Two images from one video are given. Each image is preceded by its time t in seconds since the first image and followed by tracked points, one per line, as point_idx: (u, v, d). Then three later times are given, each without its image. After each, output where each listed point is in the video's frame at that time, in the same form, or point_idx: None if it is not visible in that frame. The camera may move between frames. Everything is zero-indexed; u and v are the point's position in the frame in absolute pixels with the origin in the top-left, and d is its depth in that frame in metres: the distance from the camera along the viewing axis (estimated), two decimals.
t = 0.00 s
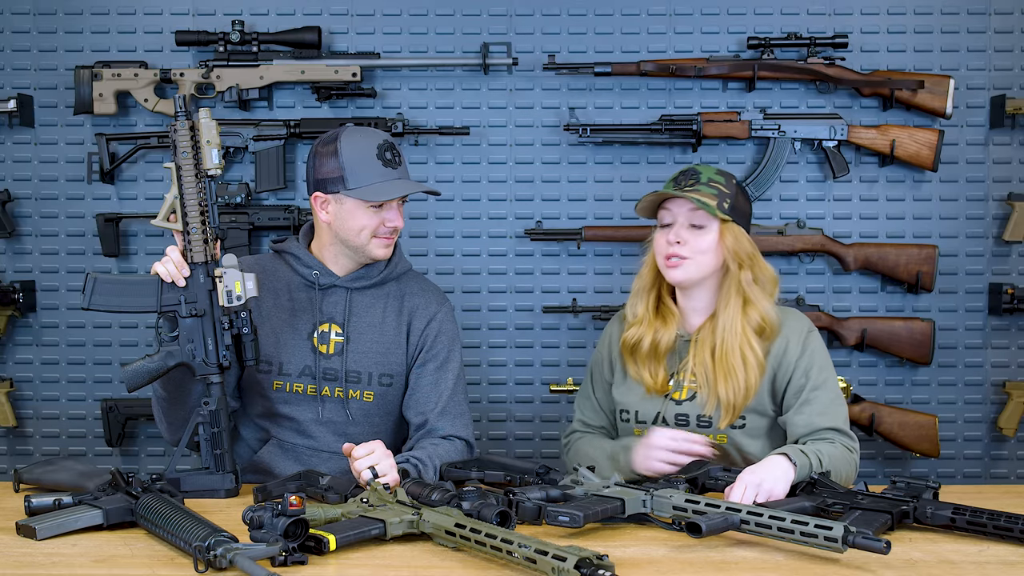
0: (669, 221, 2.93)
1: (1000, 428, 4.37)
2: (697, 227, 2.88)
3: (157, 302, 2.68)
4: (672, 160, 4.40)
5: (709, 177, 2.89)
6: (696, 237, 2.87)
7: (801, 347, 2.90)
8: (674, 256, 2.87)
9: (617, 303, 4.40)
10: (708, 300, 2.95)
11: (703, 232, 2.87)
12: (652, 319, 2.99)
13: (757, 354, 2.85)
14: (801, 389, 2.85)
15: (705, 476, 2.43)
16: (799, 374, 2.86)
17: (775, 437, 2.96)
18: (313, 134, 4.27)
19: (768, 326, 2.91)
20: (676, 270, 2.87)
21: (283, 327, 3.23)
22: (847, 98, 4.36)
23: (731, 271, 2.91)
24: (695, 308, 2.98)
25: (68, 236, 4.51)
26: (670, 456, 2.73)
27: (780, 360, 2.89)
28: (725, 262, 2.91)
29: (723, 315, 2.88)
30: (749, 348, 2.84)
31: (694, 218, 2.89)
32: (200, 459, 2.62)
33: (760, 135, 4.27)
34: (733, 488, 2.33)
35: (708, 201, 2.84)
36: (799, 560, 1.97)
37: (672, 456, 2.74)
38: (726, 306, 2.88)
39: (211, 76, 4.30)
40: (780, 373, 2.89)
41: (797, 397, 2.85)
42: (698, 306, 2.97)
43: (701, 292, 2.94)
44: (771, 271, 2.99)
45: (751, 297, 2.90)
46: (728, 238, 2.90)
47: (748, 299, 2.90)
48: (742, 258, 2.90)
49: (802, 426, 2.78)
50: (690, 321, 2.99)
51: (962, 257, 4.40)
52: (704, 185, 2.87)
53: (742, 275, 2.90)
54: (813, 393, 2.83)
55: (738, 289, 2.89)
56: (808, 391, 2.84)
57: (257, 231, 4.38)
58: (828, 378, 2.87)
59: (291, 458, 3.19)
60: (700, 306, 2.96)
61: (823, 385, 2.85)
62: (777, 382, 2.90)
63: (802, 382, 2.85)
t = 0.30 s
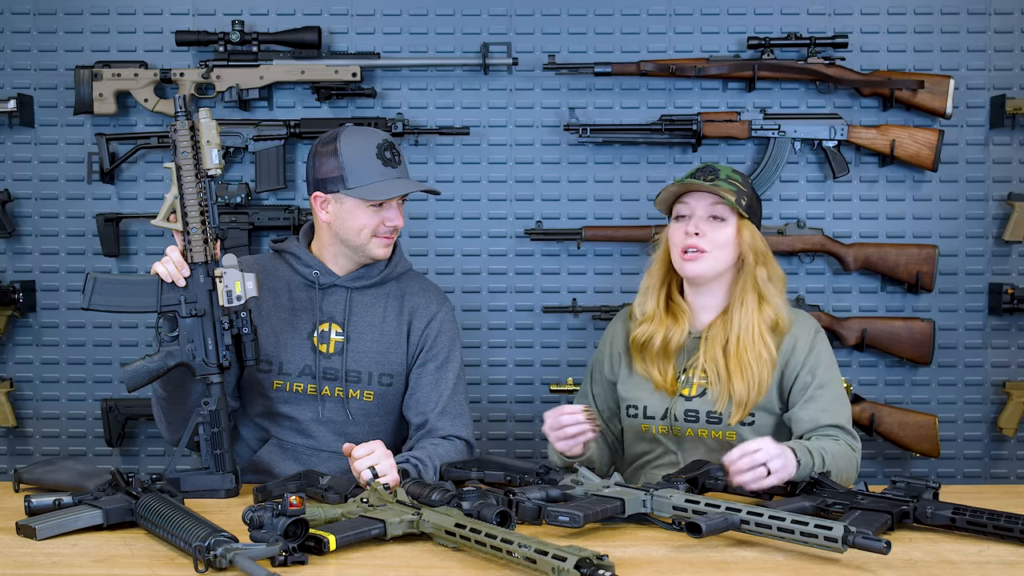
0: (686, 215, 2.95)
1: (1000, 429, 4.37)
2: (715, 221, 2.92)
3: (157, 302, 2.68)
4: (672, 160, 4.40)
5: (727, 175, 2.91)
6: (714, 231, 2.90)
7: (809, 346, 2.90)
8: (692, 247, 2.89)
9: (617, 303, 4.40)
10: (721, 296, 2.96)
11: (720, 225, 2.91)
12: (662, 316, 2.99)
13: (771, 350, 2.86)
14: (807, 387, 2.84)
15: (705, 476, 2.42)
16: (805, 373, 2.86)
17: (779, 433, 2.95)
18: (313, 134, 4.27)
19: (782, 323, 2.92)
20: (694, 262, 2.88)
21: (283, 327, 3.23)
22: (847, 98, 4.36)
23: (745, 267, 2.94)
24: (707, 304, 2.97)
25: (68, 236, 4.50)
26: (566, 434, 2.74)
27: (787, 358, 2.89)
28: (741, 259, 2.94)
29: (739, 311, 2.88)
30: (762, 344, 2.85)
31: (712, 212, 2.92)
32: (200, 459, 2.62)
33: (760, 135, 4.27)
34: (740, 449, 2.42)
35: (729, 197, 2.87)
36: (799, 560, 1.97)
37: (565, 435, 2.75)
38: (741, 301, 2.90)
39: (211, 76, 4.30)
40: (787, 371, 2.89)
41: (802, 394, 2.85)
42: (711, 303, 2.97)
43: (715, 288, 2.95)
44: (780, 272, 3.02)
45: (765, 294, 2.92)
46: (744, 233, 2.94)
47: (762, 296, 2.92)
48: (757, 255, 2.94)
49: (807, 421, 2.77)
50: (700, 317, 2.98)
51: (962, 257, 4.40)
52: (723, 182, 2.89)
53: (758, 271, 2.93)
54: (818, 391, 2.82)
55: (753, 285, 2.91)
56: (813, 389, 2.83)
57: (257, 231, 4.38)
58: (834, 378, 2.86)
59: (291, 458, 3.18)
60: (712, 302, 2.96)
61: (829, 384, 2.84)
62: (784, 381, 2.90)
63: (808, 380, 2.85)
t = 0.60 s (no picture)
0: (686, 213, 2.94)
1: (1000, 429, 4.37)
2: (715, 218, 2.92)
3: (157, 302, 2.68)
4: (672, 160, 4.40)
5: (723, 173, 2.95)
6: (716, 228, 2.90)
7: (807, 344, 2.92)
8: (694, 245, 2.88)
9: (617, 303, 4.41)
10: (722, 294, 2.96)
11: (721, 222, 2.91)
12: (663, 317, 2.98)
13: (774, 346, 2.87)
14: (804, 383, 2.86)
15: (705, 476, 2.44)
16: (802, 370, 2.88)
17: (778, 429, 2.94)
18: (313, 133, 4.27)
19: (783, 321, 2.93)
20: (698, 260, 2.88)
21: (283, 326, 3.22)
22: (847, 98, 4.36)
23: (746, 264, 2.95)
24: (708, 302, 2.97)
25: (68, 236, 4.50)
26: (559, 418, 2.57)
27: (786, 356, 2.91)
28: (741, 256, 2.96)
29: (742, 308, 2.90)
30: (766, 340, 2.86)
31: (712, 210, 2.92)
32: (200, 459, 2.62)
33: (760, 134, 4.27)
34: (756, 407, 2.36)
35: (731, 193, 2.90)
36: (799, 560, 1.97)
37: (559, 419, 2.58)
38: (744, 298, 2.91)
39: (211, 76, 4.30)
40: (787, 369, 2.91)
41: (799, 389, 2.86)
42: (711, 301, 2.97)
43: (716, 287, 2.95)
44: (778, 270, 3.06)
45: (766, 291, 2.93)
46: (744, 230, 2.96)
47: (763, 292, 2.94)
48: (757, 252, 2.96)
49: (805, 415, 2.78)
50: (701, 316, 2.99)
51: (962, 256, 4.40)
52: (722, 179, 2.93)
53: (758, 268, 2.94)
54: (815, 386, 2.84)
55: (755, 282, 2.92)
56: (810, 384, 2.85)
57: (257, 231, 4.38)
58: (832, 374, 2.87)
59: (291, 458, 3.18)
60: (713, 300, 2.97)
61: (826, 380, 2.85)
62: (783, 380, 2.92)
63: (805, 376, 2.87)
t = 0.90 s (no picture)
0: (675, 214, 2.93)
1: (1000, 429, 4.37)
2: (704, 217, 2.91)
3: (157, 302, 2.68)
4: (672, 160, 4.40)
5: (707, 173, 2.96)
6: (705, 226, 2.89)
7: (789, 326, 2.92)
8: (684, 245, 2.87)
9: (617, 303, 4.40)
10: (715, 292, 2.97)
11: (710, 220, 2.91)
12: (660, 317, 2.95)
13: (770, 341, 2.87)
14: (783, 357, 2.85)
15: (705, 476, 2.43)
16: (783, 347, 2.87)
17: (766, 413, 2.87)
18: (313, 133, 4.27)
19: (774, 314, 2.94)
20: (690, 259, 2.87)
21: (283, 326, 3.22)
22: (847, 98, 4.36)
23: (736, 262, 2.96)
24: (702, 301, 2.98)
25: (68, 236, 4.51)
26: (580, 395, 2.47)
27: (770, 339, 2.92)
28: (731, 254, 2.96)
29: (736, 306, 2.89)
30: (762, 337, 2.87)
31: (700, 209, 2.92)
32: (201, 459, 2.62)
33: (760, 135, 4.27)
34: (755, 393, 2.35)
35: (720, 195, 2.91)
36: (799, 560, 1.96)
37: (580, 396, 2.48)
38: (737, 296, 2.91)
39: (211, 76, 4.30)
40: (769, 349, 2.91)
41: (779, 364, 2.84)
42: (704, 300, 2.98)
43: (708, 285, 2.95)
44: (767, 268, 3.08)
45: (758, 286, 2.93)
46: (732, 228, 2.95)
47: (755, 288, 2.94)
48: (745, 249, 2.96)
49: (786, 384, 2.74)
50: (697, 316, 2.99)
51: (962, 256, 4.40)
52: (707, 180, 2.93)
53: (748, 264, 2.95)
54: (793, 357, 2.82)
55: (746, 279, 2.92)
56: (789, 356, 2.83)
57: (257, 231, 4.38)
58: (812, 349, 2.84)
59: (291, 458, 3.18)
60: (706, 299, 2.97)
61: (806, 351, 2.82)
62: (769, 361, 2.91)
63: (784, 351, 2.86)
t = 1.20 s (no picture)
0: (662, 215, 2.92)
1: (1000, 429, 4.37)
2: (692, 217, 2.90)
3: (157, 302, 2.68)
4: (672, 160, 4.40)
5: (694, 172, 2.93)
6: (693, 226, 2.88)
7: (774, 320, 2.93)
8: (673, 245, 2.86)
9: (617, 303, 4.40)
10: (705, 291, 2.96)
11: (698, 221, 2.89)
12: (653, 317, 2.93)
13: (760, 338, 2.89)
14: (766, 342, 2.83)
15: (705, 476, 2.43)
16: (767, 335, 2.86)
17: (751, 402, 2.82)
18: (313, 134, 4.27)
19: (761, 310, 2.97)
20: (679, 260, 2.86)
21: (283, 326, 3.22)
22: (847, 98, 4.36)
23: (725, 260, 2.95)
24: (693, 300, 2.97)
25: (68, 236, 4.51)
26: (576, 376, 2.35)
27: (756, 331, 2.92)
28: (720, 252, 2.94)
29: (728, 305, 2.89)
30: (753, 335, 2.88)
31: (688, 209, 2.91)
32: (201, 459, 2.63)
33: (760, 135, 4.27)
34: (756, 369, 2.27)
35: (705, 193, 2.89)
36: (799, 560, 1.96)
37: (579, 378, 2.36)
38: (727, 294, 2.91)
39: (211, 76, 4.31)
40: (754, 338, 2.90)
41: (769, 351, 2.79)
42: (696, 299, 2.97)
43: (698, 284, 2.94)
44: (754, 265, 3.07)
45: (748, 283, 2.93)
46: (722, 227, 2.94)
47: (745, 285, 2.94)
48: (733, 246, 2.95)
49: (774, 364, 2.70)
50: (688, 315, 2.98)
51: (962, 256, 4.40)
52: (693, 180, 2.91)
53: (738, 262, 2.94)
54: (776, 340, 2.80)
55: (736, 277, 2.92)
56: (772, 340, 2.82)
57: (258, 231, 4.38)
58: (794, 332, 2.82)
59: (291, 458, 3.19)
60: (696, 298, 2.96)
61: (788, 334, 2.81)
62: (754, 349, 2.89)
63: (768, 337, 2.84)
